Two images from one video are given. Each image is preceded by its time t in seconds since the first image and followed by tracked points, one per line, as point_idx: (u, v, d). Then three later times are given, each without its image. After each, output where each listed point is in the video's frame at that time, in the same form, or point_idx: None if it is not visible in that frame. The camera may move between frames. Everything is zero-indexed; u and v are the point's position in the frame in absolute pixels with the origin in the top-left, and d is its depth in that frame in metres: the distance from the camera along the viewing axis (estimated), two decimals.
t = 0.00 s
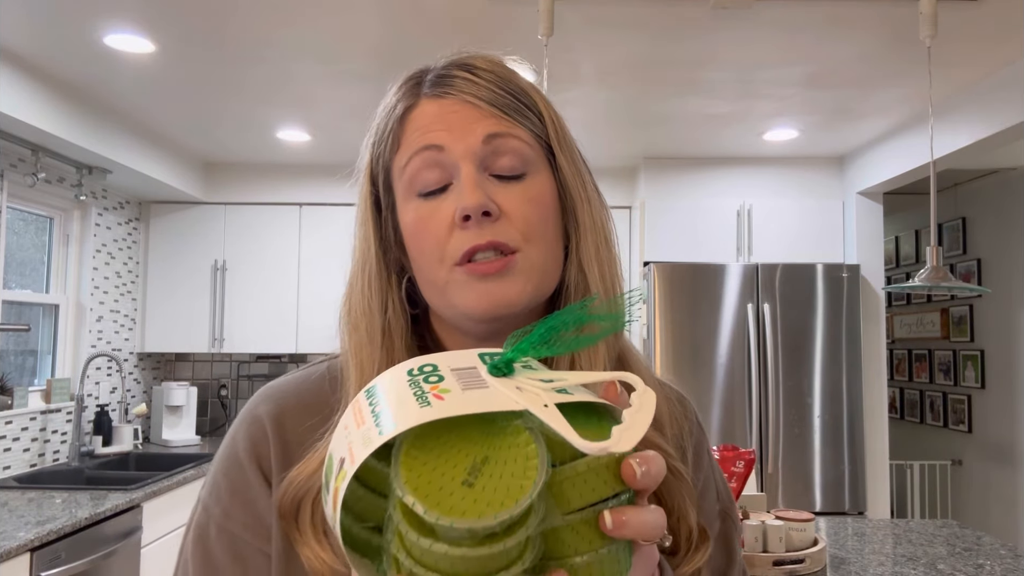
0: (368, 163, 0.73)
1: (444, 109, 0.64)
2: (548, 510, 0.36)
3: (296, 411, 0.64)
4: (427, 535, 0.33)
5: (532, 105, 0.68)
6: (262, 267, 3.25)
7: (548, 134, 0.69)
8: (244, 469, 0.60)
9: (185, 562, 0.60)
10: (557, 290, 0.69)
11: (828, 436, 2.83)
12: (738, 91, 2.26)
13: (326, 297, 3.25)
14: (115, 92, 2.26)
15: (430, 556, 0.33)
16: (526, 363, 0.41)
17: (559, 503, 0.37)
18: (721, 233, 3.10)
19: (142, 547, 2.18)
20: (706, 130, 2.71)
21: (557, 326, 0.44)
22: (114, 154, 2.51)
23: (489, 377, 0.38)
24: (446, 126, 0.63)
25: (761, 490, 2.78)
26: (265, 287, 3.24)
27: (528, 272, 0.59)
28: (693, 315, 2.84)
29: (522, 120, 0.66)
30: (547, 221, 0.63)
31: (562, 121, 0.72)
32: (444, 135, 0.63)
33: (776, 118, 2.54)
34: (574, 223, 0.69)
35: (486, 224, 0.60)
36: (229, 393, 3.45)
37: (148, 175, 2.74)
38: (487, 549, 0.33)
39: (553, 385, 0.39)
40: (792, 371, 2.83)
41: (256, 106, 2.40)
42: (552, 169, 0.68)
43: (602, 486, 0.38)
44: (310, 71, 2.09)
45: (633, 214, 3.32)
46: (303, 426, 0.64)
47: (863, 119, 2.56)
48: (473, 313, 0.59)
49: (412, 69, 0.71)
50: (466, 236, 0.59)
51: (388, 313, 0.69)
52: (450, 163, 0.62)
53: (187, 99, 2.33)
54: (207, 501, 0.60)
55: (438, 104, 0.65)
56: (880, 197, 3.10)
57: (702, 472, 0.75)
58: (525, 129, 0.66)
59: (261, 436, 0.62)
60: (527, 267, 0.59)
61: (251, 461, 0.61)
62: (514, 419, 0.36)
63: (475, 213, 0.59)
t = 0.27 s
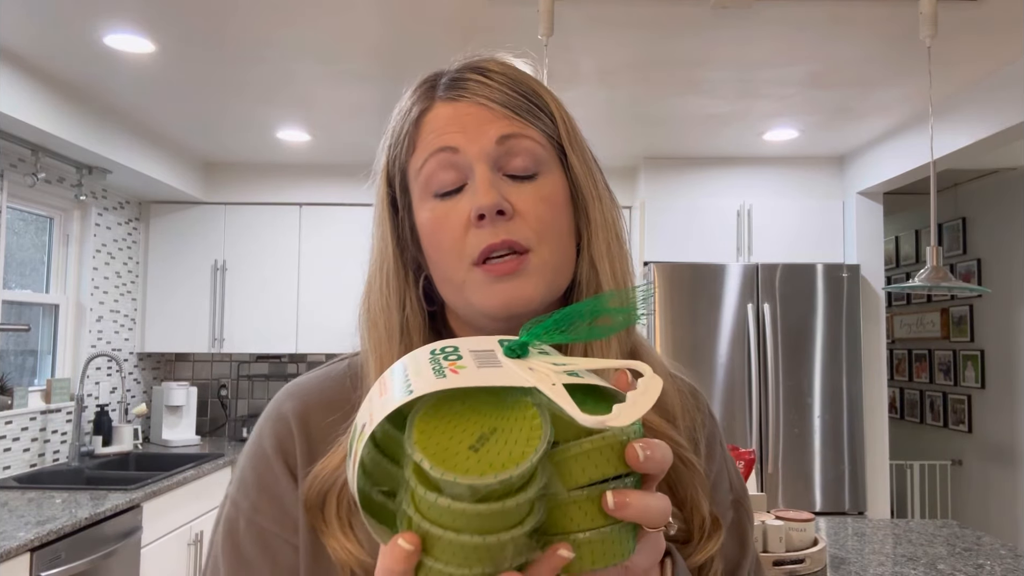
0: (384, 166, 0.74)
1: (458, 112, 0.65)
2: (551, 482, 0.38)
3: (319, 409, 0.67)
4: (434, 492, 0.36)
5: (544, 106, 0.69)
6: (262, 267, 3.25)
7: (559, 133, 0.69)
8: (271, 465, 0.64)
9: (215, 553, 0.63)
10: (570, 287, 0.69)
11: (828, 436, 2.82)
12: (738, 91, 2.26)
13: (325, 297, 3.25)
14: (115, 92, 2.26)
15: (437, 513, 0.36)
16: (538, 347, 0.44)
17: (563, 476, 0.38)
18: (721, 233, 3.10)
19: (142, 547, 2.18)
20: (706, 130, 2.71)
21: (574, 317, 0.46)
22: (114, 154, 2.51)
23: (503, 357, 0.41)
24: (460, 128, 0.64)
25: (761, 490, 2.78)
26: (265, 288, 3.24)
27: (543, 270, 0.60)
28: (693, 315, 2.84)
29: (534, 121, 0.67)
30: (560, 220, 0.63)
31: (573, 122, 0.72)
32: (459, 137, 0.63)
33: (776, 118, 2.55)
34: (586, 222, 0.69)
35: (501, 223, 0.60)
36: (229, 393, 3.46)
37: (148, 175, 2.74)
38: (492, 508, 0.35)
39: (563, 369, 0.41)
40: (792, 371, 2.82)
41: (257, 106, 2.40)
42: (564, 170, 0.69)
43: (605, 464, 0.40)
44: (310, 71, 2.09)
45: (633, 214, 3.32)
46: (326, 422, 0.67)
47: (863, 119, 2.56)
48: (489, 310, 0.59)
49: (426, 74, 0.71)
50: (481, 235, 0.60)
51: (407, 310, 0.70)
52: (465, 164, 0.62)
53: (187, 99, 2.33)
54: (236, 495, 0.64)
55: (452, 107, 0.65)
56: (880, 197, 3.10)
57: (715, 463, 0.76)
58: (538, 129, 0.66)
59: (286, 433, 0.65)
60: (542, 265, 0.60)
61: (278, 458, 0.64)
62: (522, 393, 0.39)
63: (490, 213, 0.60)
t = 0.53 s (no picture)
0: (415, 168, 0.75)
1: (488, 117, 0.65)
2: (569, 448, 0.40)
3: (351, 402, 0.71)
4: (463, 446, 0.39)
5: (571, 112, 0.69)
6: (262, 267, 3.25)
7: (586, 140, 0.70)
8: (307, 455, 0.67)
9: (253, 538, 0.67)
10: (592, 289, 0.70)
11: (828, 436, 2.82)
12: (738, 91, 2.26)
13: (325, 298, 3.25)
14: (115, 92, 2.26)
15: (464, 468, 0.39)
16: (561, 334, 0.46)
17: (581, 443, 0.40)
18: (721, 233, 3.09)
19: (142, 547, 2.18)
20: (706, 130, 2.71)
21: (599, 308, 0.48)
22: (114, 154, 2.51)
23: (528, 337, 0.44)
24: (490, 133, 0.64)
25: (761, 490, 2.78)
26: (265, 288, 3.24)
27: (567, 274, 0.61)
28: (693, 315, 2.84)
29: (562, 127, 0.67)
30: (586, 225, 0.64)
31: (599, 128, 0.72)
32: (489, 142, 0.63)
33: (776, 118, 2.55)
34: (610, 227, 0.70)
35: (528, 227, 0.61)
36: (229, 393, 3.46)
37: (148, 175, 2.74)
38: (514, 464, 0.38)
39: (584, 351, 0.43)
40: (792, 371, 2.82)
41: (257, 106, 2.40)
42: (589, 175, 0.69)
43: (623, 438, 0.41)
44: (310, 71, 2.09)
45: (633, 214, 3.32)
46: (358, 416, 0.70)
47: (863, 119, 2.56)
48: (515, 311, 0.60)
49: (457, 79, 0.71)
50: (509, 239, 0.61)
51: (435, 307, 0.72)
52: (494, 169, 0.63)
53: (187, 99, 2.34)
54: (273, 483, 0.67)
55: (483, 113, 0.65)
56: (880, 197, 3.10)
57: (732, 457, 0.77)
58: (565, 136, 0.66)
59: (321, 426, 0.69)
60: (566, 269, 0.61)
61: (314, 449, 0.67)
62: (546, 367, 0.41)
63: (518, 216, 0.60)
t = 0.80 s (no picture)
0: (455, 174, 0.75)
1: (529, 129, 0.65)
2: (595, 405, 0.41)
3: (392, 389, 0.72)
4: (501, 397, 0.40)
5: (607, 125, 0.69)
6: (262, 267, 3.25)
7: (621, 152, 0.70)
8: (350, 438, 0.69)
9: (294, 515, 0.68)
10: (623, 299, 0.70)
11: (828, 436, 2.83)
12: (738, 90, 2.26)
13: (325, 298, 3.25)
14: (115, 92, 2.26)
15: (501, 418, 0.40)
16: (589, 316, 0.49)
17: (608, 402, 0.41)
18: (721, 233, 3.09)
19: (142, 547, 2.18)
20: (706, 130, 2.71)
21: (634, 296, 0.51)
22: (114, 154, 2.51)
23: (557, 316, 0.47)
24: (531, 143, 0.64)
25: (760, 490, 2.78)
26: (265, 288, 3.24)
27: (602, 284, 0.61)
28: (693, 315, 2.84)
29: (599, 140, 0.67)
30: (621, 237, 0.64)
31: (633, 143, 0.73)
32: (528, 152, 0.63)
33: (776, 118, 2.55)
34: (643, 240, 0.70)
35: (565, 236, 0.61)
36: (229, 393, 3.46)
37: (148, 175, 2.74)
38: (547, 411, 0.39)
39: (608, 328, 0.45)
40: (792, 371, 2.82)
41: (258, 106, 2.41)
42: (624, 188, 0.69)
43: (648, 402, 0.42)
44: (310, 71, 2.09)
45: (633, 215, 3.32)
46: (399, 402, 0.71)
47: (863, 119, 2.56)
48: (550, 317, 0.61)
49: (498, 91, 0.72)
50: (546, 246, 0.61)
51: (474, 308, 0.72)
52: (533, 179, 0.63)
53: (187, 99, 2.34)
54: (316, 463, 0.69)
55: (524, 124, 0.65)
56: (880, 197, 3.10)
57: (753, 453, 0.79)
58: (602, 149, 0.67)
59: (364, 410, 0.70)
60: (601, 279, 0.61)
61: (357, 432, 0.69)
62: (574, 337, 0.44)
63: (555, 225, 0.60)
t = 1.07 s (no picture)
0: (475, 182, 0.75)
1: (550, 139, 0.65)
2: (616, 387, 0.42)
3: (414, 383, 0.72)
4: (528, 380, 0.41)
5: (625, 134, 0.69)
6: (262, 268, 3.25)
7: (639, 161, 0.70)
8: (373, 430, 0.69)
9: (315, 507, 0.68)
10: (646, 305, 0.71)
11: (828, 435, 2.83)
12: (739, 91, 2.26)
13: (325, 298, 3.25)
14: (115, 92, 2.26)
15: (528, 400, 0.41)
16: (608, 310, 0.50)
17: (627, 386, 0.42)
18: (721, 233, 3.09)
19: (142, 547, 2.18)
20: (706, 130, 2.71)
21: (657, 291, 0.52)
22: (114, 154, 2.51)
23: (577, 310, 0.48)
24: (552, 153, 0.64)
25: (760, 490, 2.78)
26: (265, 288, 3.25)
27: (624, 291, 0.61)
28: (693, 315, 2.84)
29: (618, 149, 0.67)
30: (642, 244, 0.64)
31: (651, 149, 0.72)
32: (550, 162, 0.63)
33: (776, 118, 2.55)
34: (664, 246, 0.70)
35: (586, 243, 0.61)
36: (229, 393, 3.46)
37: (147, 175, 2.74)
38: (572, 389, 0.40)
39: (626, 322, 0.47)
40: (792, 371, 2.83)
41: (258, 106, 2.40)
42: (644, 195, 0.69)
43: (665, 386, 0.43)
44: (310, 71, 2.09)
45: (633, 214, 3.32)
46: (421, 396, 0.72)
47: (863, 119, 2.57)
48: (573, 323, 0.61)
49: (519, 99, 0.71)
50: (568, 253, 0.61)
51: (496, 310, 0.73)
52: (555, 188, 0.63)
53: (187, 99, 2.33)
54: (339, 453, 0.69)
55: (545, 133, 0.65)
56: (880, 196, 3.11)
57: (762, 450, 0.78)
58: (621, 158, 0.66)
59: (387, 403, 0.70)
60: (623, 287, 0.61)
61: (380, 425, 0.69)
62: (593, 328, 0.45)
63: (578, 233, 0.60)
